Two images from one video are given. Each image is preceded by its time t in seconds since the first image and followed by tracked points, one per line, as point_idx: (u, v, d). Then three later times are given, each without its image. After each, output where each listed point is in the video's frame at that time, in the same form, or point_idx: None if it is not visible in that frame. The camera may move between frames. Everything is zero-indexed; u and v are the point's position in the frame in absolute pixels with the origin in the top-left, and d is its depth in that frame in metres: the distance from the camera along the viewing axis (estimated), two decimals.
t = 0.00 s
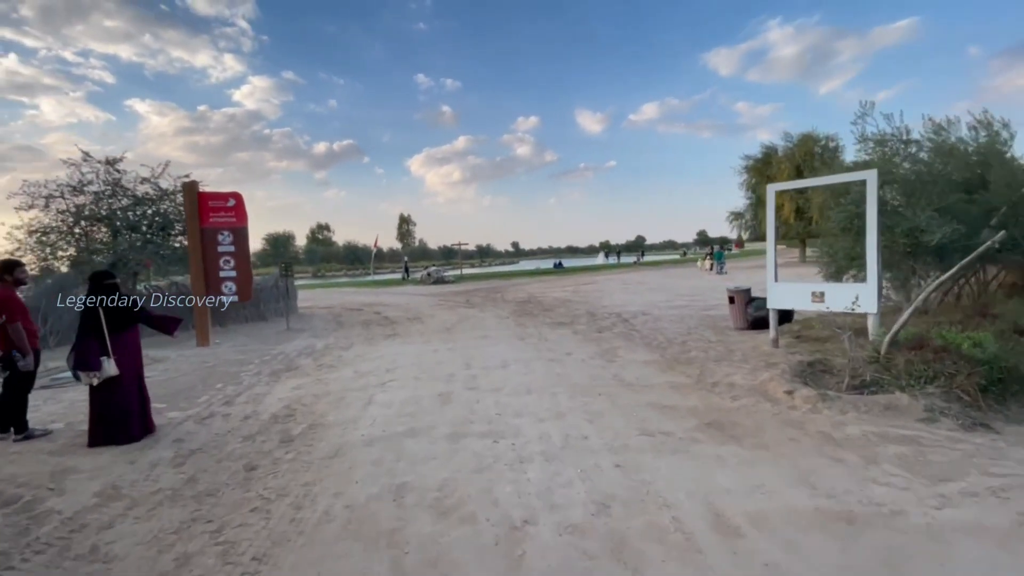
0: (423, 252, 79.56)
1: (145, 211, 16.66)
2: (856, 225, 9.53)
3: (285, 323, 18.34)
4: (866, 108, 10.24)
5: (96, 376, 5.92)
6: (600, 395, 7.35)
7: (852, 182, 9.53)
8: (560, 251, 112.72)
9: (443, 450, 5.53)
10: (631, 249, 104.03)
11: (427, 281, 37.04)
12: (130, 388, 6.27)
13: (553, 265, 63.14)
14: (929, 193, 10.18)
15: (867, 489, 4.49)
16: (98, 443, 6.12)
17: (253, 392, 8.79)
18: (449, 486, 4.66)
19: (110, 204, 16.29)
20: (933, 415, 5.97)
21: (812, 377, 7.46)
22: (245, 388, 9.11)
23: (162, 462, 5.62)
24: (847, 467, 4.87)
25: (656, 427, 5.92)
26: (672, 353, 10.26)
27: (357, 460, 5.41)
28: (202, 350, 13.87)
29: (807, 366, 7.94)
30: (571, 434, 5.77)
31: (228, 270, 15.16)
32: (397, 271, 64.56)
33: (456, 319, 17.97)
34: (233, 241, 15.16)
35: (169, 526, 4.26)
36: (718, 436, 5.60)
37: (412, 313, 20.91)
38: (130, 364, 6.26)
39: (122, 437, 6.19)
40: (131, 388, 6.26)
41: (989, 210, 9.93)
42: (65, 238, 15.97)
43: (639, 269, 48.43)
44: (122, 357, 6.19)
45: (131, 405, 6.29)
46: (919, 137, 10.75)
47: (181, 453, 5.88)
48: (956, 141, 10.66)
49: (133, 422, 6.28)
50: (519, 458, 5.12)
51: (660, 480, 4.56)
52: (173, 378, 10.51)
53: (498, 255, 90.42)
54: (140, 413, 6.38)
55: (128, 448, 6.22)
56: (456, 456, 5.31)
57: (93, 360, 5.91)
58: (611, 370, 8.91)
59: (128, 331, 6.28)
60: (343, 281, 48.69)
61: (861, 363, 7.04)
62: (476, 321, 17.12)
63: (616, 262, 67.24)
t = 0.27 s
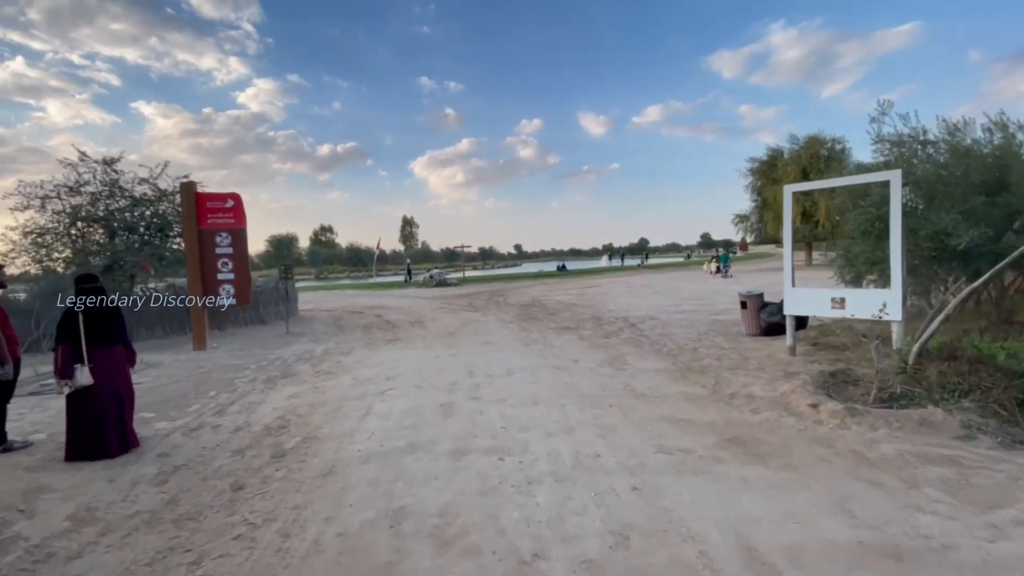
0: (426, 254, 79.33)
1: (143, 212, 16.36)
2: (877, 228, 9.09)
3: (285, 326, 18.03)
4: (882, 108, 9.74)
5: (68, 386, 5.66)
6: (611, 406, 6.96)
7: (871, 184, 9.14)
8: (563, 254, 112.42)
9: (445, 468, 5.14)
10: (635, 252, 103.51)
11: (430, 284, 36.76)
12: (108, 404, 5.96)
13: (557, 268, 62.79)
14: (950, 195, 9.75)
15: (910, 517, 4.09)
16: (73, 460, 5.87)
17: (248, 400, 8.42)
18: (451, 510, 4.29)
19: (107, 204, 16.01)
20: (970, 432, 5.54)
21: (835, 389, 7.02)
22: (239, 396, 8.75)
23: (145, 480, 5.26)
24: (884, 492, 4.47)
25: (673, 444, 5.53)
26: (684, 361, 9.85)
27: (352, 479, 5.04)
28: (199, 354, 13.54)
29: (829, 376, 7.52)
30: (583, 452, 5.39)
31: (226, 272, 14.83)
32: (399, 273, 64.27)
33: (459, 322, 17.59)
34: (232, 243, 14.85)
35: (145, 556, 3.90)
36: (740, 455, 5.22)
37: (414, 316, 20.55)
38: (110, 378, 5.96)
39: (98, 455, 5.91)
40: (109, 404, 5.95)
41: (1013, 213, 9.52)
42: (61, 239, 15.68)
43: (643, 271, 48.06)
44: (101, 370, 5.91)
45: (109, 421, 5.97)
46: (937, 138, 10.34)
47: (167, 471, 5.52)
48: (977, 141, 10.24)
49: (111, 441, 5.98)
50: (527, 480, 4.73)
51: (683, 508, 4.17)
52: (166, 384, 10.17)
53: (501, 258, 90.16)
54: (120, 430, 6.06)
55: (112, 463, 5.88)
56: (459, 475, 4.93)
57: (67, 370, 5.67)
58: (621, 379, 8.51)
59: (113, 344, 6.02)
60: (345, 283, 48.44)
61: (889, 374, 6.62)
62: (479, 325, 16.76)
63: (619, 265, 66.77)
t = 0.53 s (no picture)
0: (426, 257, 78.97)
1: (137, 212, 15.97)
2: (896, 228, 8.69)
3: (281, 329, 17.62)
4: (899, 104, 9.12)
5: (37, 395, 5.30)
6: (621, 416, 6.56)
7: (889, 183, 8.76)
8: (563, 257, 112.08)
9: (445, 484, 4.75)
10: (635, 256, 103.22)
11: (429, 286, 36.37)
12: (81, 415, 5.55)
13: (557, 271, 62.41)
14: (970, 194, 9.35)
15: (959, 542, 3.71)
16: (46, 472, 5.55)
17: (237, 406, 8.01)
18: (453, 534, 3.91)
19: (100, 204, 15.64)
20: (1009, 445, 5.12)
21: (858, 399, 6.61)
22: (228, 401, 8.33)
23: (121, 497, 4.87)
24: (926, 513, 4.09)
25: (690, 458, 5.14)
26: (693, 366, 9.46)
27: (344, 496, 4.64)
28: (191, 358, 13.14)
29: (850, 384, 7.12)
30: (594, 467, 5.00)
31: (220, 273, 14.44)
32: (398, 276, 63.88)
33: (459, 326, 17.20)
34: (226, 244, 14.47)
35: None
36: (764, 471, 4.83)
37: (413, 319, 20.15)
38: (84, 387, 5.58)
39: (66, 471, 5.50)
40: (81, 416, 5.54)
41: None
42: (52, 240, 15.29)
43: (644, 275, 47.71)
44: (75, 378, 5.55)
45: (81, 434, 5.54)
46: (955, 138, 9.99)
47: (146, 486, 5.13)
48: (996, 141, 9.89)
49: (81, 456, 5.53)
50: (535, 499, 4.35)
51: (708, 532, 3.78)
52: (154, 389, 9.76)
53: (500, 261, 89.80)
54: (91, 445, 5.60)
55: (87, 476, 5.49)
56: (461, 493, 4.54)
57: (37, 377, 5.33)
58: (629, 386, 8.11)
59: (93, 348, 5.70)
60: (344, 286, 48.04)
61: (917, 382, 6.21)
62: (480, 328, 16.37)
63: (620, 269, 66.41)
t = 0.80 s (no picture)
0: (423, 258, 78.48)
1: (125, 212, 15.46)
2: (915, 233, 8.32)
3: (273, 333, 17.12)
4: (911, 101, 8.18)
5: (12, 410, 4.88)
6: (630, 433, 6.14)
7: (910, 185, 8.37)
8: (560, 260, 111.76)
9: (442, 514, 4.32)
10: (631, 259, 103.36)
11: (426, 289, 35.91)
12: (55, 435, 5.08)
13: (555, 274, 62.01)
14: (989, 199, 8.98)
15: None
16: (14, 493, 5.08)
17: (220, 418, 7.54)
18: None
19: (87, 204, 15.13)
20: None
21: (883, 415, 6.22)
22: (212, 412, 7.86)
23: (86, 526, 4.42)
24: (976, 551, 3.70)
25: (709, 483, 4.73)
26: (701, 377, 9.04)
27: (331, 528, 4.20)
28: (177, 365, 12.64)
29: (872, 398, 6.73)
30: (605, 493, 4.58)
31: (209, 277, 13.91)
32: (395, 278, 63.35)
33: (457, 330, 16.76)
34: (215, 246, 13.95)
35: None
36: (791, 499, 4.43)
37: (409, 323, 19.68)
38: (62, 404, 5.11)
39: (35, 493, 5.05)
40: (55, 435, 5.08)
41: None
42: (37, 241, 14.78)
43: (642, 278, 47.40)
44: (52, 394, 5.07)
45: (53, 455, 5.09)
46: (970, 139, 9.60)
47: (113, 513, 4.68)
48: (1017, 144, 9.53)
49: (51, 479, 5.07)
50: (543, 533, 3.93)
51: None
52: (136, 399, 9.27)
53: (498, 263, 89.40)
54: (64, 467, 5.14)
55: (52, 500, 5.03)
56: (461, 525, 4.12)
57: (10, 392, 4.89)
58: (637, 398, 7.70)
59: (71, 361, 5.18)
60: (340, 287, 47.49)
61: (947, 398, 5.82)
62: (478, 333, 15.93)
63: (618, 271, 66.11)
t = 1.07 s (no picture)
0: (418, 259, 78.00)
1: (111, 210, 14.99)
2: (929, 232, 8.04)
3: (262, 335, 16.68)
4: (922, 99, 8.66)
5: None
6: (635, 442, 5.78)
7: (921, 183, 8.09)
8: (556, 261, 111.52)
9: (434, 534, 3.95)
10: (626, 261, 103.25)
11: (421, 290, 35.50)
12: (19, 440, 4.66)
13: (550, 275, 61.72)
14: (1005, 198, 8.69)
15: None
16: None
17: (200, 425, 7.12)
18: None
19: (71, 201, 14.64)
20: None
21: (902, 423, 5.90)
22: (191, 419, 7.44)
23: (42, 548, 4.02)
24: None
25: (723, 498, 4.38)
26: (706, 381, 8.70)
27: (312, 551, 3.82)
28: (161, 367, 12.20)
29: (888, 404, 6.41)
30: (611, 511, 4.22)
31: (195, 276, 13.43)
32: (390, 278, 62.83)
33: (451, 332, 16.38)
34: (202, 244, 13.50)
35: None
36: (813, 517, 4.09)
37: (403, 325, 19.28)
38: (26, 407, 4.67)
39: None
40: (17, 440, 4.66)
41: None
42: (18, 238, 14.28)
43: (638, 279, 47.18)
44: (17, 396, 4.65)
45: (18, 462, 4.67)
46: (984, 137, 9.32)
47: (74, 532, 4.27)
48: None
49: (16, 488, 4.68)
50: (545, 557, 3.57)
51: None
52: (113, 403, 8.82)
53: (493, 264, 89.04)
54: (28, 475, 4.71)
55: (9, 517, 4.61)
56: (455, 548, 3.75)
57: None
58: (639, 404, 7.35)
59: (45, 361, 4.79)
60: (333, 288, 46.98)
61: (970, 405, 5.51)
62: (473, 335, 15.55)
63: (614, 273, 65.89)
